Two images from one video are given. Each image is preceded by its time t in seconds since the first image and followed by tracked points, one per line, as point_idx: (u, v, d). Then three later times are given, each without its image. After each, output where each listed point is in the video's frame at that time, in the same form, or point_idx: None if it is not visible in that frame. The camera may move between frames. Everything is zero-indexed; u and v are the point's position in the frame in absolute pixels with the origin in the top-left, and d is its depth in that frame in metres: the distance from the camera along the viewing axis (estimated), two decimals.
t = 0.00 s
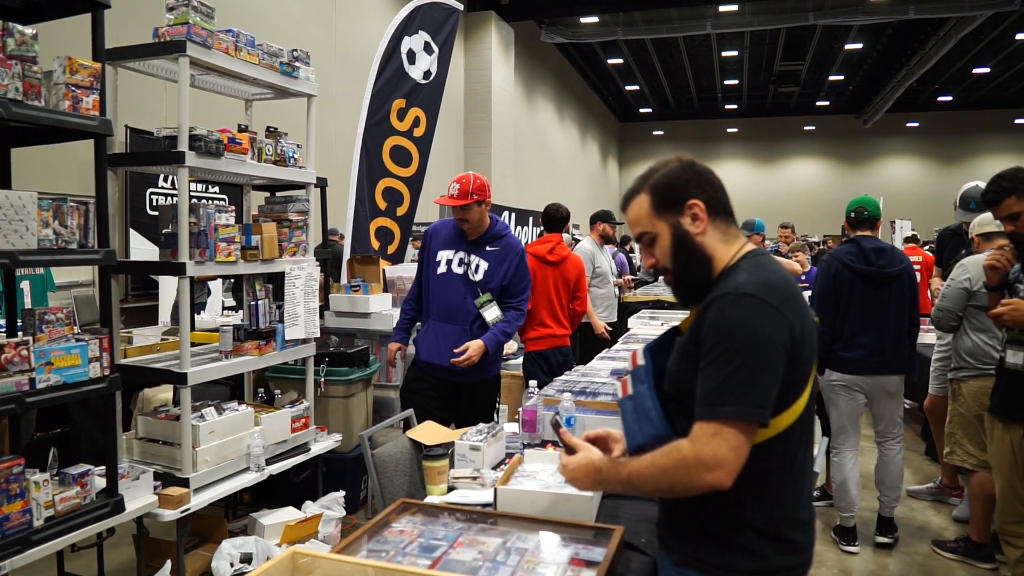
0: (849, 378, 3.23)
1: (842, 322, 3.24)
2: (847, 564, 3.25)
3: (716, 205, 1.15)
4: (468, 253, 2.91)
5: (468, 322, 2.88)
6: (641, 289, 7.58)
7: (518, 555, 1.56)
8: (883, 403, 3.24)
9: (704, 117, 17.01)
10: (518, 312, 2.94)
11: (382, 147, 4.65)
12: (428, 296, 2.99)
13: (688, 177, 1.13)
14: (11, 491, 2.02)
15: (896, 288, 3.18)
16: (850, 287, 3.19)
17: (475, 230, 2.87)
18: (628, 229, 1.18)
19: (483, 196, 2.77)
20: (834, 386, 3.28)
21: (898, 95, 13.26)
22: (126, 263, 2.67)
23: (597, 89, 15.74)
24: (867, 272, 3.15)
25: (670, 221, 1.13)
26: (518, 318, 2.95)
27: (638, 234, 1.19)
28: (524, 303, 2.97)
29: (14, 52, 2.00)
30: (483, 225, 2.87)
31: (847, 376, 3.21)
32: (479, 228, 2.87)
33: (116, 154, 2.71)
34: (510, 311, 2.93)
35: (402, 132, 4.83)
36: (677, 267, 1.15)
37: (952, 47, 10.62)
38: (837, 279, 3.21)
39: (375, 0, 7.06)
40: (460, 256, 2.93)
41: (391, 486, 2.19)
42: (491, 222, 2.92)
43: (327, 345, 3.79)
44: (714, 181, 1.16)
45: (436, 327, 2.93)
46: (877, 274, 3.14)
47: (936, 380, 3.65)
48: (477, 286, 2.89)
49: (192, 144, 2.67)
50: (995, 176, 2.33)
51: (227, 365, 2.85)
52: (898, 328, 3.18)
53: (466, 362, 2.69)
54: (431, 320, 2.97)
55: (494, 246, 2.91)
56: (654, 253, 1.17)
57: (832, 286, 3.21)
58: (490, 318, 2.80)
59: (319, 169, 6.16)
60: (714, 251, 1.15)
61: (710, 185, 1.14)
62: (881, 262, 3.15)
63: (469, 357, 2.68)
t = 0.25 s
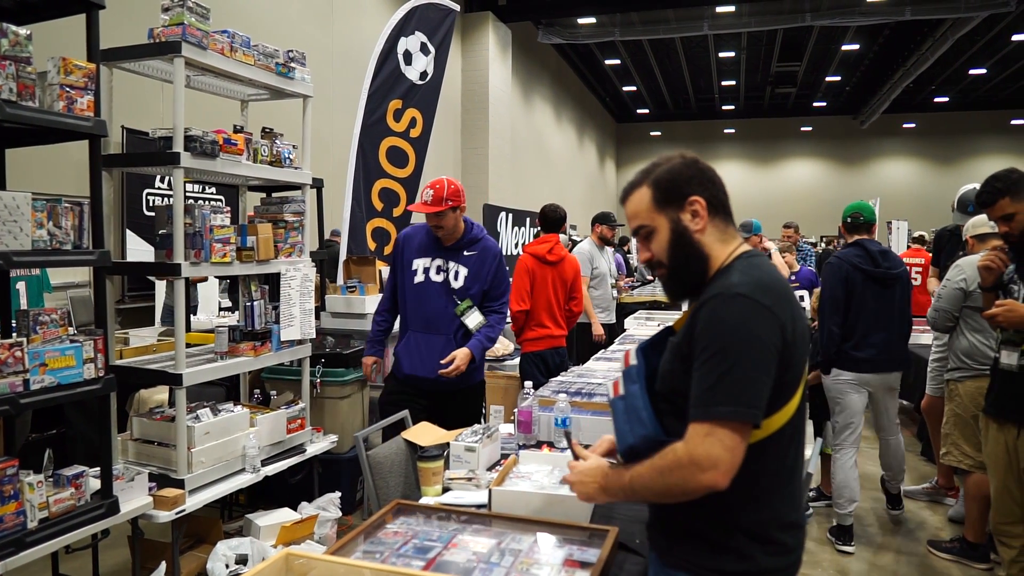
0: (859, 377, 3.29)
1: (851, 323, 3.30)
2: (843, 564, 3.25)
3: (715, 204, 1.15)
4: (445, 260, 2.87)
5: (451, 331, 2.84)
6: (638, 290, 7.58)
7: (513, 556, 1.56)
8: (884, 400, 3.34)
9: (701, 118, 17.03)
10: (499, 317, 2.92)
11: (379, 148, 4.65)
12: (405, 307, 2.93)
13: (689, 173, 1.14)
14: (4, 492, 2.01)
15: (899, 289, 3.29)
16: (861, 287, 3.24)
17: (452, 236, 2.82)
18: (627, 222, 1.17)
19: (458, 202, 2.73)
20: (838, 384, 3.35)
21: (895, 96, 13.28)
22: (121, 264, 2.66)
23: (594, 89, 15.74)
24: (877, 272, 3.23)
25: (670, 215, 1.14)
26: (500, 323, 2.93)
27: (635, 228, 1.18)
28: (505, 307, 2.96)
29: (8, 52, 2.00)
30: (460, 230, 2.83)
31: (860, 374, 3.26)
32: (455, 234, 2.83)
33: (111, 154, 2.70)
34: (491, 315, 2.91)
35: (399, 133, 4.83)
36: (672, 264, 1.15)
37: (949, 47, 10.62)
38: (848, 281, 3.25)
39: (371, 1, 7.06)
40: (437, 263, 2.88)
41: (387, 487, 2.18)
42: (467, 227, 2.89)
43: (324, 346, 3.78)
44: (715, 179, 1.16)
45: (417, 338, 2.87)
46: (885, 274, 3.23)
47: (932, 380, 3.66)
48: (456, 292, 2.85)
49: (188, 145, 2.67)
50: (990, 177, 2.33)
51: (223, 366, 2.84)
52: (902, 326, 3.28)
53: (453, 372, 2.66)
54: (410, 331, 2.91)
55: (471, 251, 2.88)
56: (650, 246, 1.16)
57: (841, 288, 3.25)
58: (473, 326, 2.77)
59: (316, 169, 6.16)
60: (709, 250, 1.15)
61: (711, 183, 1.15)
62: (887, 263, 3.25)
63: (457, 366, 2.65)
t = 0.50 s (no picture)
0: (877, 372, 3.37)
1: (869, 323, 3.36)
2: (838, 563, 3.25)
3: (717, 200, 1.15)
4: (404, 257, 2.82)
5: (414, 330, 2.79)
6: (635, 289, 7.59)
7: (508, 555, 1.56)
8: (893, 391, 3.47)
9: (699, 118, 17.04)
10: (467, 312, 2.82)
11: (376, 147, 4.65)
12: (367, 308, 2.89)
13: (693, 167, 1.13)
14: None
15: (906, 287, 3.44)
16: (881, 287, 3.33)
17: (406, 230, 2.77)
18: (630, 212, 1.15)
19: (409, 194, 2.69)
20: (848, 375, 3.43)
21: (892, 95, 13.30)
22: (116, 263, 2.66)
23: (592, 88, 15.75)
24: (892, 272, 3.34)
25: (676, 208, 1.13)
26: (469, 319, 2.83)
27: (634, 221, 1.17)
28: (473, 301, 2.86)
29: (3, 51, 2.00)
30: (415, 223, 2.78)
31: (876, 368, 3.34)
32: (410, 228, 2.78)
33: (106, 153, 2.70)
34: (459, 311, 2.82)
35: (395, 132, 4.83)
36: (670, 258, 1.14)
37: (945, 47, 10.64)
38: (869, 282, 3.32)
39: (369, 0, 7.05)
40: (396, 261, 2.83)
41: (383, 487, 2.18)
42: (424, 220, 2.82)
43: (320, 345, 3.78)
44: (718, 176, 1.16)
45: (381, 340, 2.82)
46: (899, 273, 3.35)
47: (928, 380, 3.66)
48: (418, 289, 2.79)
49: (183, 144, 2.66)
50: (985, 177, 2.34)
51: (219, 365, 2.84)
52: (907, 326, 3.40)
53: (421, 372, 2.62)
54: (374, 333, 2.86)
55: (429, 245, 2.81)
56: (650, 239, 1.15)
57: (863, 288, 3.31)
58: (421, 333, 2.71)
59: (313, 168, 6.15)
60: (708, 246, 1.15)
61: (714, 180, 1.15)
62: (897, 263, 3.38)
63: (426, 367, 2.61)
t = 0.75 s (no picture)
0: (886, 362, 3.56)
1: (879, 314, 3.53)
2: (835, 563, 3.26)
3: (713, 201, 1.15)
4: (372, 255, 2.75)
5: (383, 330, 2.72)
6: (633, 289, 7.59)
7: (504, 556, 1.56)
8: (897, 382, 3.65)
9: (697, 118, 17.05)
10: (438, 309, 2.79)
11: (373, 147, 4.65)
12: (336, 308, 2.83)
13: (690, 167, 1.13)
14: None
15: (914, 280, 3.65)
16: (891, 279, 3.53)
17: (375, 227, 2.70)
18: (627, 213, 1.15)
19: (376, 189, 2.61)
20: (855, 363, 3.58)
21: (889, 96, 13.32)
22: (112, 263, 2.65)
23: (590, 89, 15.75)
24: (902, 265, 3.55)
25: (673, 209, 1.13)
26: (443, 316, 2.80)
27: (630, 221, 1.17)
28: (447, 297, 2.83)
29: None
30: (384, 219, 2.71)
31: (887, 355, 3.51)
32: (378, 225, 2.71)
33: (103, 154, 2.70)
34: (431, 308, 2.78)
35: (393, 132, 4.83)
36: (666, 259, 1.14)
37: (942, 48, 10.65)
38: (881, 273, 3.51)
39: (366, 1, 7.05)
40: (365, 260, 2.76)
41: (379, 488, 2.17)
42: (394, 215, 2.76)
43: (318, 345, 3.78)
44: (713, 176, 1.17)
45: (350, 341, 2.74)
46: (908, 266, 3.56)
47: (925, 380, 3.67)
48: (387, 287, 2.73)
49: (180, 144, 2.66)
50: (981, 177, 2.34)
51: (215, 366, 2.83)
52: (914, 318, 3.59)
53: (391, 370, 2.56)
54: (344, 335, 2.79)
55: (398, 242, 2.74)
56: (646, 240, 1.14)
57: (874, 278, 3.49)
58: (352, 333, 2.67)
59: (310, 169, 6.15)
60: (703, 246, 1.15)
61: (709, 181, 1.15)
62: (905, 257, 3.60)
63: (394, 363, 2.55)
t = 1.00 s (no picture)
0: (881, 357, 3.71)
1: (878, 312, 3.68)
2: (832, 563, 3.26)
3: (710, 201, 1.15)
4: (347, 261, 2.64)
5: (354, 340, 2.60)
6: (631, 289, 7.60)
7: (502, 556, 1.56)
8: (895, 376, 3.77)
9: (694, 118, 17.05)
10: (414, 319, 2.66)
11: (371, 147, 4.65)
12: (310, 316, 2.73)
13: (687, 167, 1.13)
14: None
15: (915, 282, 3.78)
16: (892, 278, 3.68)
17: (349, 231, 2.60)
18: (624, 213, 1.15)
19: (349, 193, 2.51)
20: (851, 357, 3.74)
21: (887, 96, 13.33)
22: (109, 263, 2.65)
23: (587, 89, 15.75)
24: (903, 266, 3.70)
25: (671, 210, 1.13)
26: (419, 327, 2.66)
27: (627, 221, 1.16)
28: (425, 308, 2.70)
29: None
30: (360, 223, 2.60)
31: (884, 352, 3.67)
32: (354, 229, 2.61)
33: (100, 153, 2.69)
34: (407, 318, 2.65)
35: (390, 132, 4.83)
36: (662, 258, 1.14)
37: (940, 48, 10.66)
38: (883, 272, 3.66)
39: None
40: (340, 266, 2.65)
41: (376, 488, 2.17)
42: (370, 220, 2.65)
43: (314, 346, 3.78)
44: (711, 176, 1.17)
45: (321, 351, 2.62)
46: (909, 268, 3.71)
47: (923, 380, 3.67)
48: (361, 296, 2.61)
49: (177, 143, 2.65)
50: (978, 177, 2.35)
51: (213, 365, 2.83)
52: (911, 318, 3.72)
53: (362, 379, 2.42)
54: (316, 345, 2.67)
55: (375, 248, 2.63)
56: (643, 240, 1.14)
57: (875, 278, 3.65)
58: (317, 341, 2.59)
59: (308, 168, 6.15)
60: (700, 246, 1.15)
61: (706, 182, 1.15)
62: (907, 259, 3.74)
63: (366, 372, 2.40)
